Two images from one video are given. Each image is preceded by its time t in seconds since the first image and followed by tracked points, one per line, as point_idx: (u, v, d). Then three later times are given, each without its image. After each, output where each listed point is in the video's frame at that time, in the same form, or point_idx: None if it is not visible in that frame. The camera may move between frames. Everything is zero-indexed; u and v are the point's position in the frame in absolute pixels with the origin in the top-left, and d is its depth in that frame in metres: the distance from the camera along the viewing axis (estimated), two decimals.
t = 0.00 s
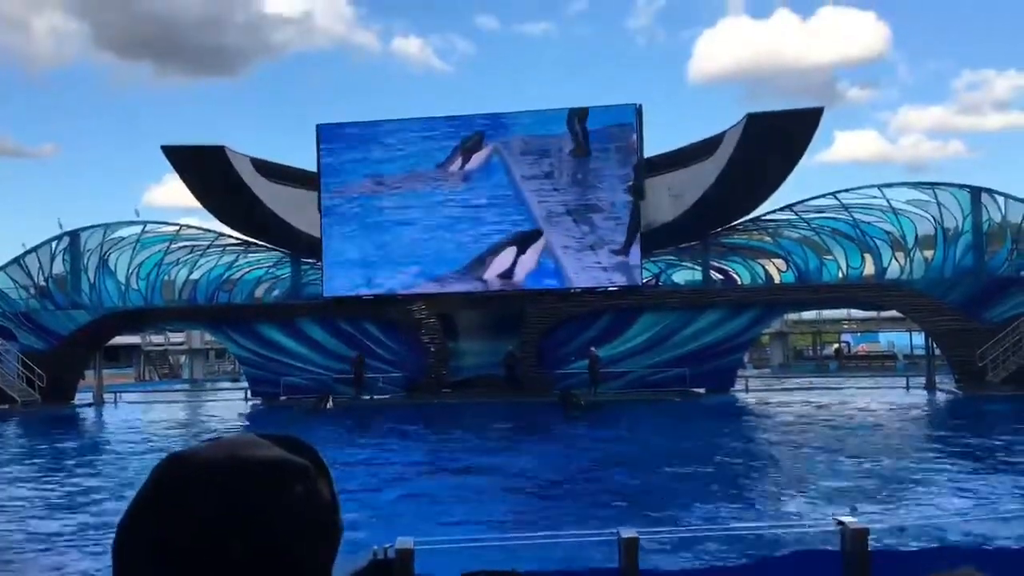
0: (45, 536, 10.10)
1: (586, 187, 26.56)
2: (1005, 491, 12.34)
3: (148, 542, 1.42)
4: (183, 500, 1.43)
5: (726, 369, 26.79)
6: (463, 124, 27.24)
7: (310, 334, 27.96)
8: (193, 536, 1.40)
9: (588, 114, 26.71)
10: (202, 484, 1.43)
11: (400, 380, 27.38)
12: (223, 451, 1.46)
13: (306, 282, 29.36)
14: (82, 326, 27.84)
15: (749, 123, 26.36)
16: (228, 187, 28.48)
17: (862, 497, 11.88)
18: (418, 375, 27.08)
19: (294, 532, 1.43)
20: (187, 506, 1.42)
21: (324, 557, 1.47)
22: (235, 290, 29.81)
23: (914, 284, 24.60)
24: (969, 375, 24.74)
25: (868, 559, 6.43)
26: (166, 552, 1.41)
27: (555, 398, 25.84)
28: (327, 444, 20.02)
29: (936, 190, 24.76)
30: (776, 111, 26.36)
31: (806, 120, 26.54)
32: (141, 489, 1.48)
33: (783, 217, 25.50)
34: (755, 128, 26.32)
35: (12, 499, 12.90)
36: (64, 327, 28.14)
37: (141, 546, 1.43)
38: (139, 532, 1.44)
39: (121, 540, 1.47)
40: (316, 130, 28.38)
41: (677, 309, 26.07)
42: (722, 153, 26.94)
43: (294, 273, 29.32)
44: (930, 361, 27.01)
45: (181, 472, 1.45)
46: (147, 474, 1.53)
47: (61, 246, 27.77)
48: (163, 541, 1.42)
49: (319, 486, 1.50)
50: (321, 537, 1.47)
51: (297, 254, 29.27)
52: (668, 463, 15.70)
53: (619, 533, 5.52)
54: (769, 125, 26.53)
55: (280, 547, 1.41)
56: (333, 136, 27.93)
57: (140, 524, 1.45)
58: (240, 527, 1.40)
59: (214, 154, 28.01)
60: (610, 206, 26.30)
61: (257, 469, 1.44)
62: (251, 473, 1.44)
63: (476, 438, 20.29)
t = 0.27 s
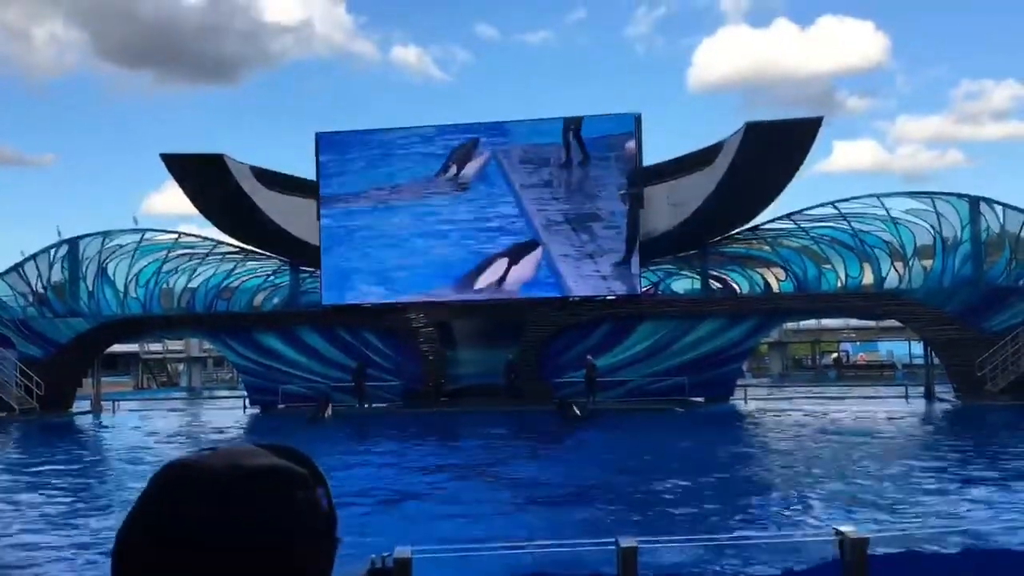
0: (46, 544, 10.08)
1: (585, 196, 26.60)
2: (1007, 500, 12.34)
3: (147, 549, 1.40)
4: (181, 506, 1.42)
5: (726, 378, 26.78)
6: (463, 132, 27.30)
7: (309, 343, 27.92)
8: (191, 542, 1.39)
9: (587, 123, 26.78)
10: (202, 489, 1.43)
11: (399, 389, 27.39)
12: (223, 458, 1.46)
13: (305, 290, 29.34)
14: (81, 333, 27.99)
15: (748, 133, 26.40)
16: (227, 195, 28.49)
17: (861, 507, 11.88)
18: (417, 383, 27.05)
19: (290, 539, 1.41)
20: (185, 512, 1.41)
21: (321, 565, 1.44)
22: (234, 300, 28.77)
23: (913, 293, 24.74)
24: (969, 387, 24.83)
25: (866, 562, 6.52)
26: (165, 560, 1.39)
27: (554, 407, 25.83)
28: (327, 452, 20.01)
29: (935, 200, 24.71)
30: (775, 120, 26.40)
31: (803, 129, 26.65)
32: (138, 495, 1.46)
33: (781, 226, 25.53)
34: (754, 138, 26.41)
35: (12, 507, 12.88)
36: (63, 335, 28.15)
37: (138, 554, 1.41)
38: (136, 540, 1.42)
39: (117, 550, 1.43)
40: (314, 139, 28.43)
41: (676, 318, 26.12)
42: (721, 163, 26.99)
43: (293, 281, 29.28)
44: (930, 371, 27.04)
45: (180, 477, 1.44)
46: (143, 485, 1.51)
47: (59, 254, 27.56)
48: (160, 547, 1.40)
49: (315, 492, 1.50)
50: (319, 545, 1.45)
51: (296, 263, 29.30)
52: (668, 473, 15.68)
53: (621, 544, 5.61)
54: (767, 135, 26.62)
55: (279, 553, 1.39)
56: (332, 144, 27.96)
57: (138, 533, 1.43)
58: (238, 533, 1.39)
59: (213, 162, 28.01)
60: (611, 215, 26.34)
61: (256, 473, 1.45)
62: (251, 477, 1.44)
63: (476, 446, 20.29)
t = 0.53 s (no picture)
0: (45, 552, 10.08)
1: (584, 203, 26.66)
2: (1004, 507, 12.35)
3: (147, 557, 1.42)
4: (180, 513, 1.45)
5: (724, 385, 26.84)
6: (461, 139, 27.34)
7: (307, 351, 27.90)
8: (195, 549, 1.42)
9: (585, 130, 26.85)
10: (202, 497, 1.45)
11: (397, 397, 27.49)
12: (223, 468, 1.48)
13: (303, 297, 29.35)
14: (78, 341, 27.95)
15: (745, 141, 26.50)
16: (225, 203, 28.56)
17: (859, 515, 11.87)
18: (416, 391, 27.15)
19: (284, 550, 1.45)
20: (184, 519, 1.44)
21: (316, 570, 1.48)
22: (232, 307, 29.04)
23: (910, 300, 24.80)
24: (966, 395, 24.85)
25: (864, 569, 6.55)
26: (163, 569, 1.41)
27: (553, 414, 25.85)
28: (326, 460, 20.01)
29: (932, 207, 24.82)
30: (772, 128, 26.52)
31: (799, 137, 26.81)
32: (139, 505, 1.48)
33: (778, 234, 25.65)
34: (751, 145, 26.52)
35: (13, 514, 12.89)
36: (60, 343, 28.14)
37: (138, 564, 1.43)
38: (137, 546, 1.44)
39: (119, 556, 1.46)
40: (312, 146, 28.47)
41: (674, 325, 26.12)
42: (718, 170, 27.07)
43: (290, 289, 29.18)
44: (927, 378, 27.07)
45: (178, 485, 1.46)
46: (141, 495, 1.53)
47: (57, 262, 27.59)
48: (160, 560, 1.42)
49: (308, 501, 1.52)
50: (315, 551, 1.49)
51: (293, 271, 29.08)
52: (667, 480, 15.66)
53: (618, 549, 5.72)
54: (764, 142, 26.76)
55: (277, 556, 1.43)
56: (330, 151, 28.00)
57: (139, 542, 1.45)
58: (237, 545, 1.42)
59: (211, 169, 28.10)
60: (608, 222, 26.39)
61: (253, 481, 1.47)
62: (249, 487, 1.46)
63: (474, 454, 20.31)
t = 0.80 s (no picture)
0: (48, 559, 10.12)
1: (583, 209, 26.74)
2: (1004, 512, 12.37)
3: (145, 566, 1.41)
4: (176, 521, 1.43)
5: (723, 391, 26.84)
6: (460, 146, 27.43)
7: (306, 358, 27.84)
8: (195, 557, 1.41)
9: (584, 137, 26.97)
10: (201, 502, 1.43)
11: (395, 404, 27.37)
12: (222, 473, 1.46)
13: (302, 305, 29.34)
14: (76, 349, 27.86)
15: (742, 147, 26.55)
16: (224, 211, 28.51)
17: (859, 519, 11.91)
18: (413, 398, 26.99)
19: (283, 555, 1.43)
20: (180, 528, 1.42)
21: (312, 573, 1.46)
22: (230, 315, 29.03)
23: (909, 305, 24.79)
24: (966, 400, 24.91)
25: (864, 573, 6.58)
26: None
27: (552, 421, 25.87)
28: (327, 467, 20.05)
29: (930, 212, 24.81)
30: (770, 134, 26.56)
31: (797, 143, 26.88)
32: (135, 511, 1.46)
33: (776, 240, 25.67)
34: (750, 151, 26.59)
35: (15, 523, 12.93)
36: (59, 351, 28.11)
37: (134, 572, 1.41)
38: (134, 554, 1.42)
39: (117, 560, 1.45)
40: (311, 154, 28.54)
41: (673, 331, 26.13)
42: (716, 177, 27.13)
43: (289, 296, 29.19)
44: (926, 383, 27.10)
45: (174, 492, 1.44)
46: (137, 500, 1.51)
47: (56, 270, 27.77)
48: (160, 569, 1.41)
49: (305, 504, 1.49)
50: (311, 556, 1.46)
51: (292, 277, 28.99)
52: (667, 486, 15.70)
53: (618, 555, 5.82)
54: (761, 149, 26.82)
55: (271, 560, 1.41)
56: (330, 159, 28.09)
57: (137, 549, 1.43)
58: (237, 553, 1.41)
59: (210, 178, 28.06)
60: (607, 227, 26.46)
61: (252, 485, 1.45)
62: (245, 494, 1.44)
63: (474, 460, 20.36)
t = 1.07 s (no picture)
0: (56, 565, 10.07)
1: (588, 210, 26.70)
2: (1011, 512, 12.32)
3: (153, 567, 1.32)
4: (183, 524, 1.34)
5: (728, 393, 26.88)
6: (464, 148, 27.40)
7: (311, 362, 27.98)
8: (204, 555, 1.33)
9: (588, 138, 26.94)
10: (203, 503, 1.35)
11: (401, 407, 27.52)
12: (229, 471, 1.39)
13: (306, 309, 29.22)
14: (82, 354, 28.09)
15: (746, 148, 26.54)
16: (228, 214, 28.51)
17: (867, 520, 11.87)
18: (419, 401, 27.28)
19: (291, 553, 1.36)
20: (187, 528, 1.34)
21: None
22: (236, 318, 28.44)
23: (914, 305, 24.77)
24: (972, 400, 24.97)
25: (871, 573, 6.58)
26: None
27: (558, 423, 25.85)
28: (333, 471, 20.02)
29: (934, 211, 24.81)
30: (774, 134, 26.56)
31: (800, 143, 26.88)
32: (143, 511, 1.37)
33: (780, 240, 25.64)
34: (753, 151, 26.63)
35: (20, 529, 12.86)
36: (64, 356, 28.23)
37: (142, 572, 1.33)
38: (144, 553, 1.34)
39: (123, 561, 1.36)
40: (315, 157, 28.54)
41: (677, 333, 26.21)
42: (719, 177, 27.12)
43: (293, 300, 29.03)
44: (932, 384, 27.06)
45: (179, 496, 1.36)
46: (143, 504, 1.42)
47: (61, 275, 27.85)
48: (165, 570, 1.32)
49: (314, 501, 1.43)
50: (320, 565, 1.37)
51: (296, 280, 29.08)
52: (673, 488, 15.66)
53: (623, 556, 5.87)
54: (765, 149, 26.82)
55: (275, 562, 1.34)
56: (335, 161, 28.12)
57: (145, 549, 1.35)
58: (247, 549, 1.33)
59: (213, 181, 28.23)
60: (612, 229, 26.42)
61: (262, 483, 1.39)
62: (254, 490, 1.37)
63: (480, 463, 20.32)
